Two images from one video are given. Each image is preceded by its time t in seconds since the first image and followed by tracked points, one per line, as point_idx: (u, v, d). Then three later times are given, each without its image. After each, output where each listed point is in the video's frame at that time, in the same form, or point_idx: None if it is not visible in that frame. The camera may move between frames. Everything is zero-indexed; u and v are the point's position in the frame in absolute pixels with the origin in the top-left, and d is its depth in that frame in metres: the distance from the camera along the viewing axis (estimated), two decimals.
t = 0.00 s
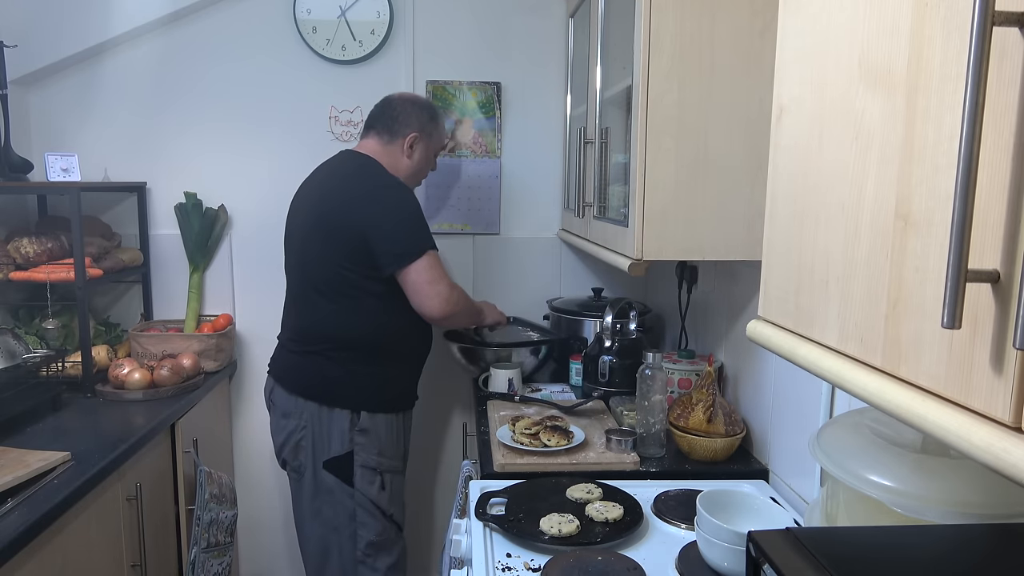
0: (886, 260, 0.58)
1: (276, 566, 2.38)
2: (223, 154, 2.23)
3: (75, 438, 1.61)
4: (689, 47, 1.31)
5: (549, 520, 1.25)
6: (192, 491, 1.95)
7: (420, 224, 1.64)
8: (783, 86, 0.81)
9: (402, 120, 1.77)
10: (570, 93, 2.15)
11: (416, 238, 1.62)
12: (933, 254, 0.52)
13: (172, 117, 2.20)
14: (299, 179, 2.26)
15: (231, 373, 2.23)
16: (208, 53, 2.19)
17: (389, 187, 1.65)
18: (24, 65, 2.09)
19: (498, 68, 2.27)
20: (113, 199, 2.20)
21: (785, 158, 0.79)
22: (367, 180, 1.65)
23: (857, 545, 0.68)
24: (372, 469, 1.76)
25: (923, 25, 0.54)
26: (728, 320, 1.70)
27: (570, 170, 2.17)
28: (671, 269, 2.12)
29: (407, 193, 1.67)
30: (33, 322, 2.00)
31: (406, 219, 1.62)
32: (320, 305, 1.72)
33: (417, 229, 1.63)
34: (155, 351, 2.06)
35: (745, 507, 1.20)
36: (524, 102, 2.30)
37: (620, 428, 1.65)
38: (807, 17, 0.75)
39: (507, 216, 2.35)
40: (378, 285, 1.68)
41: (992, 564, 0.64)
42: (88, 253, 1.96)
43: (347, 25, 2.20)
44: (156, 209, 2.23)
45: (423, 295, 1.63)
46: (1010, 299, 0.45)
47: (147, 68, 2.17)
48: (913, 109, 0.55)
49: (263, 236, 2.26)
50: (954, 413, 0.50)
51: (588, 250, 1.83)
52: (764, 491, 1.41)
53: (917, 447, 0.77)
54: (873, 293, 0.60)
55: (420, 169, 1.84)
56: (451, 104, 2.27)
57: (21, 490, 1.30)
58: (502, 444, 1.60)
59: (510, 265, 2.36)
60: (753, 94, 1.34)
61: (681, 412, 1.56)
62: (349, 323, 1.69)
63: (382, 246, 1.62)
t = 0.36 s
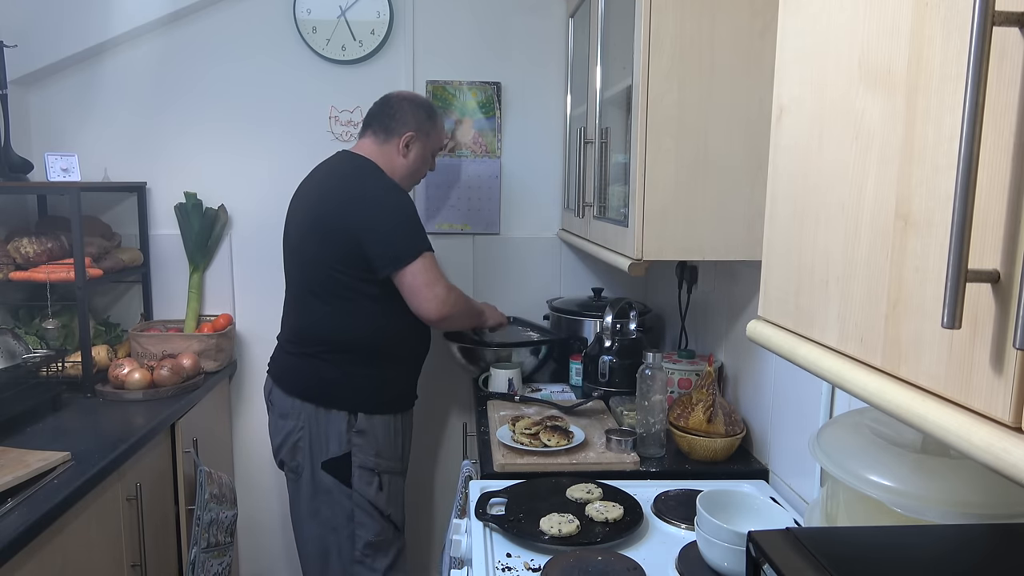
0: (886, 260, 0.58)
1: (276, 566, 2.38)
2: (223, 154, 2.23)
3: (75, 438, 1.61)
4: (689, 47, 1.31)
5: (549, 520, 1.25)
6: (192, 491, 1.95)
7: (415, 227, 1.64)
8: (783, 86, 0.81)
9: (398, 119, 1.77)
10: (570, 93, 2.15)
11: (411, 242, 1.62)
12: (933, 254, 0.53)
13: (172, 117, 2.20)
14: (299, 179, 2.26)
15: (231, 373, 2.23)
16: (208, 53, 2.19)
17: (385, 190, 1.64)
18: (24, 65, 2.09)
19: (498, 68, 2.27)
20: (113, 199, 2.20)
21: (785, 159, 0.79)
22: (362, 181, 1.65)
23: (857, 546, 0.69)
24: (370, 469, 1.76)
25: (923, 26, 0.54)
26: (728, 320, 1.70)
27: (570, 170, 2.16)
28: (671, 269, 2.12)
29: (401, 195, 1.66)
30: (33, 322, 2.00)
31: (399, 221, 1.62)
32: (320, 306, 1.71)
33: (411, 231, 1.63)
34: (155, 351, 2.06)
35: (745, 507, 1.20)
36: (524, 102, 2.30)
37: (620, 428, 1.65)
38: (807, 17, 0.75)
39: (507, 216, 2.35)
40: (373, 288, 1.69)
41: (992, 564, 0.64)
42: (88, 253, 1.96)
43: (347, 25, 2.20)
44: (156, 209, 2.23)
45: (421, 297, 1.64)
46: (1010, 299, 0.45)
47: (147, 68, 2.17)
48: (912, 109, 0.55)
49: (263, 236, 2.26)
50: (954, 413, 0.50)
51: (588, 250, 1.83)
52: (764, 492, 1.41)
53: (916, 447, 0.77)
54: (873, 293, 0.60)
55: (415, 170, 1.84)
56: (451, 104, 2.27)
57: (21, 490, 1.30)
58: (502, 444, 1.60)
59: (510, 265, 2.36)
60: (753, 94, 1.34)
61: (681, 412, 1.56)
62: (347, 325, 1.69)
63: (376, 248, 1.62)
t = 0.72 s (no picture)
0: (886, 260, 0.58)
1: (276, 566, 2.38)
2: (223, 154, 2.23)
3: (75, 438, 1.61)
4: (689, 47, 1.31)
5: (549, 520, 1.25)
6: (192, 491, 1.94)
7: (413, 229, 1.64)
8: (783, 86, 0.81)
9: (394, 119, 1.77)
10: (570, 93, 2.15)
11: (409, 242, 1.62)
12: (933, 254, 0.53)
13: (172, 118, 2.20)
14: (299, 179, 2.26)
15: (231, 373, 2.23)
16: (208, 53, 2.19)
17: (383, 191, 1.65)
18: (23, 65, 2.09)
19: (498, 69, 2.27)
20: (113, 199, 2.20)
21: (785, 158, 0.79)
22: (361, 183, 1.65)
23: (857, 546, 0.68)
24: (369, 468, 1.75)
25: (923, 26, 0.54)
26: (728, 320, 1.70)
27: (570, 170, 2.16)
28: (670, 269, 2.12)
29: (400, 198, 1.66)
30: (33, 322, 2.00)
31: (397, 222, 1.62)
32: (319, 306, 1.71)
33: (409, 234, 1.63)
34: (155, 351, 2.06)
35: (745, 507, 1.20)
36: (524, 102, 2.30)
37: (620, 428, 1.65)
38: (807, 17, 0.75)
39: (506, 216, 2.35)
40: (372, 290, 1.68)
41: (993, 564, 0.64)
42: (88, 253, 1.96)
43: (346, 25, 2.20)
44: (156, 209, 2.23)
45: (422, 298, 1.64)
46: (1010, 299, 0.45)
47: (147, 68, 2.17)
48: (912, 109, 0.55)
49: (263, 236, 2.26)
50: (955, 413, 0.50)
51: (588, 250, 1.83)
52: (764, 491, 1.41)
53: (916, 447, 0.77)
54: (873, 293, 0.60)
55: (412, 170, 1.83)
56: (451, 104, 2.27)
57: (21, 490, 1.30)
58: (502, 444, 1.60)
59: (510, 265, 2.36)
60: (753, 94, 1.34)
61: (681, 412, 1.56)
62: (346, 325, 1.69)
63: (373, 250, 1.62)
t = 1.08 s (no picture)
0: (885, 259, 0.58)
1: (276, 566, 2.38)
2: (223, 154, 2.23)
3: (75, 439, 1.61)
4: (689, 48, 1.31)
5: (549, 520, 1.25)
6: (192, 491, 1.94)
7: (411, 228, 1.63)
8: (783, 85, 0.81)
9: (392, 118, 1.77)
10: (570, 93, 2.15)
11: (407, 244, 1.61)
12: (933, 254, 0.52)
13: (172, 118, 2.20)
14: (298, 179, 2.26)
15: (231, 373, 2.23)
16: (208, 53, 2.18)
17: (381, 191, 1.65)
18: (23, 65, 2.09)
19: (498, 69, 2.27)
20: (113, 199, 2.20)
21: (785, 158, 0.79)
22: (359, 183, 1.66)
23: (857, 546, 0.68)
24: (370, 468, 1.76)
25: (923, 25, 0.54)
26: (728, 320, 1.70)
27: (570, 169, 2.16)
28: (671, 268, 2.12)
29: (399, 197, 1.66)
30: (33, 322, 2.00)
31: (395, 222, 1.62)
32: (321, 306, 1.72)
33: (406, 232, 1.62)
34: (155, 351, 2.06)
35: (745, 507, 1.20)
36: (524, 102, 2.30)
37: (620, 428, 1.65)
38: (807, 16, 0.75)
39: (506, 216, 2.34)
40: (372, 291, 1.68)
41: (993, 564, 0.64)
42: (88, 252, 1.96)
43: (346, 25, 2.20)
44: (156, 209, 2.23)
45: (419, 301, 1.63)
46: (1010, 300, 0.44)
47: (147, 68, 2.17)
48: (912, 109, 0.55)
49: (262, 236, 2.26)
50: (955, 413, 0.50)
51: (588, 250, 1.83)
52: (764, 492, 1.41)
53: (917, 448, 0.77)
54: (873, 293, 0.60)
55: (413, 167, 1.83)
56: (451, 104, 2.26)
57: (21, 490, 1.30)
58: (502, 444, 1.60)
59: (510, 265, 2.36)
60: (753, 95, 1.34)
61: (681, 412, 1.56)
62: (347, 324, 1.70)
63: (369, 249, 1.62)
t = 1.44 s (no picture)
0: (886, 259, 0.58)
1: (276, 566, 2.38)
2: (224, 154, 2.23)
3: (75, 439, 1.61)
4: (689, 48, 1.31)
5: (549, 520, 1.25)
6: (192, 491, 1.94)
7: (374, 232, 1.58)
8: (783, 85, 0.81)
9: (368, 104, 1.75)
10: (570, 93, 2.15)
11: (364, 240, 1.56)
12: (933, 254, 0.52)
13: (172, 118, 2.20)
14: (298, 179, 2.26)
15: (231, 373, 2.23)
16: (208, 53, 2.18)
17: (350, 194, 1.61)
18: (23, 65, 2.09)
19: (498, 69, 2.27)
20: (113, 199, 2.20)
21: (785, 158, 0.79)
22: (334, 184, 1.64)
23: (857, 546, 0.68)
24: (346, 480, 1.73)
25: (923, 25, 0.54)
26: (728, 320, 1.70)
27: (570, 169, 2.16)
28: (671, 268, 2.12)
29: (372, 199, 1.62)
30: (33, 322, 2.00)
31: (351, 225, 1.57)
32: (309, 308, 1.71)
33: (361, 235, 1.56)
34: (155, 351, 2.06)
35: (745, 507, 1.20)
36: (524, 102, 2.30)
37: (620, 428, 1.65)
38: (807, 16, 0.75)
39: (507, 216, 2.34)
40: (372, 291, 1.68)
41: (994, 564, 0.64)
42: (88, 252, 1.96)
43: (347, 25, 2.20)
44: (156, 209, 2.23)
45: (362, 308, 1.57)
46: (1011, 300, 0.44)
47: (147, 68, 2.17)
48: (912, 109, 0.55)
49: (263, 236, 2.26)
50: (955, 413, 0.50)
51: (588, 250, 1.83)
52: (764, 492, 1.41)
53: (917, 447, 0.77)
54: (874, 293, 0.60)
55: (386, 155, 1.73)
56: (451, 104, 2.26)
57: (21, 490, 1.30)
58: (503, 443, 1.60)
59: (510, 265, 2.36)
60: (753, 95, 1.34)
61: (681, 412, 1.56)
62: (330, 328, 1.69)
63: (329, 253, 1.58)
